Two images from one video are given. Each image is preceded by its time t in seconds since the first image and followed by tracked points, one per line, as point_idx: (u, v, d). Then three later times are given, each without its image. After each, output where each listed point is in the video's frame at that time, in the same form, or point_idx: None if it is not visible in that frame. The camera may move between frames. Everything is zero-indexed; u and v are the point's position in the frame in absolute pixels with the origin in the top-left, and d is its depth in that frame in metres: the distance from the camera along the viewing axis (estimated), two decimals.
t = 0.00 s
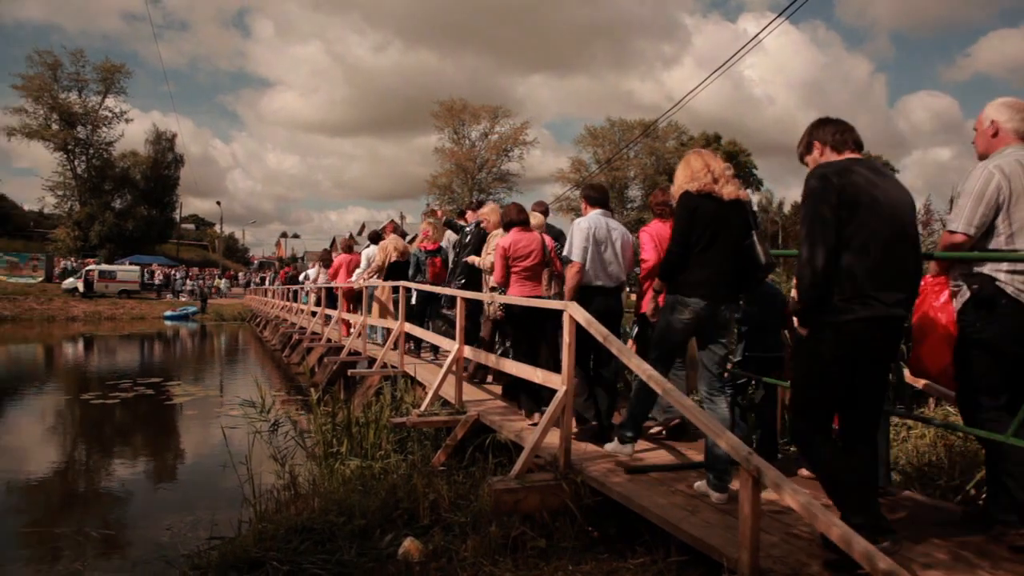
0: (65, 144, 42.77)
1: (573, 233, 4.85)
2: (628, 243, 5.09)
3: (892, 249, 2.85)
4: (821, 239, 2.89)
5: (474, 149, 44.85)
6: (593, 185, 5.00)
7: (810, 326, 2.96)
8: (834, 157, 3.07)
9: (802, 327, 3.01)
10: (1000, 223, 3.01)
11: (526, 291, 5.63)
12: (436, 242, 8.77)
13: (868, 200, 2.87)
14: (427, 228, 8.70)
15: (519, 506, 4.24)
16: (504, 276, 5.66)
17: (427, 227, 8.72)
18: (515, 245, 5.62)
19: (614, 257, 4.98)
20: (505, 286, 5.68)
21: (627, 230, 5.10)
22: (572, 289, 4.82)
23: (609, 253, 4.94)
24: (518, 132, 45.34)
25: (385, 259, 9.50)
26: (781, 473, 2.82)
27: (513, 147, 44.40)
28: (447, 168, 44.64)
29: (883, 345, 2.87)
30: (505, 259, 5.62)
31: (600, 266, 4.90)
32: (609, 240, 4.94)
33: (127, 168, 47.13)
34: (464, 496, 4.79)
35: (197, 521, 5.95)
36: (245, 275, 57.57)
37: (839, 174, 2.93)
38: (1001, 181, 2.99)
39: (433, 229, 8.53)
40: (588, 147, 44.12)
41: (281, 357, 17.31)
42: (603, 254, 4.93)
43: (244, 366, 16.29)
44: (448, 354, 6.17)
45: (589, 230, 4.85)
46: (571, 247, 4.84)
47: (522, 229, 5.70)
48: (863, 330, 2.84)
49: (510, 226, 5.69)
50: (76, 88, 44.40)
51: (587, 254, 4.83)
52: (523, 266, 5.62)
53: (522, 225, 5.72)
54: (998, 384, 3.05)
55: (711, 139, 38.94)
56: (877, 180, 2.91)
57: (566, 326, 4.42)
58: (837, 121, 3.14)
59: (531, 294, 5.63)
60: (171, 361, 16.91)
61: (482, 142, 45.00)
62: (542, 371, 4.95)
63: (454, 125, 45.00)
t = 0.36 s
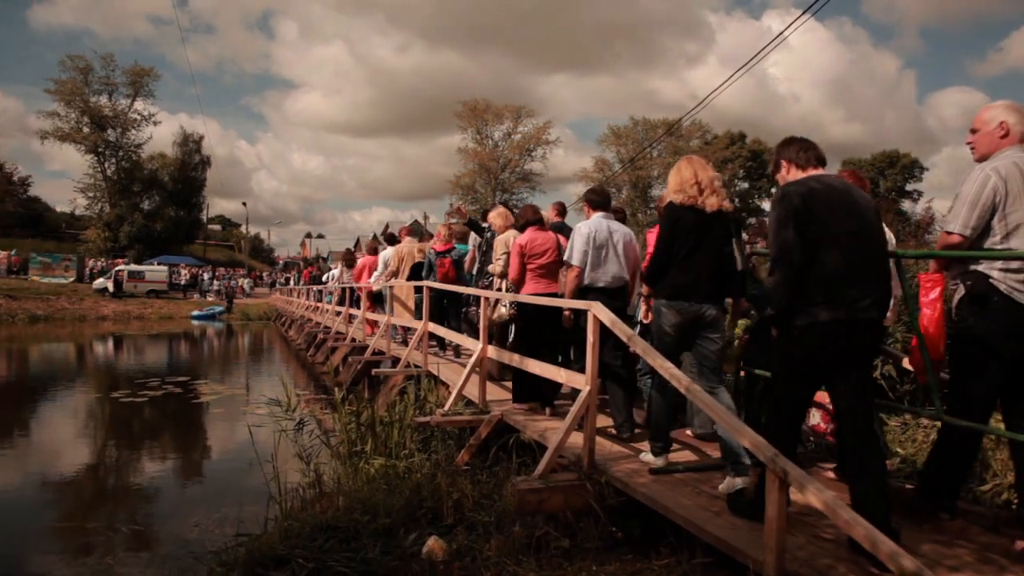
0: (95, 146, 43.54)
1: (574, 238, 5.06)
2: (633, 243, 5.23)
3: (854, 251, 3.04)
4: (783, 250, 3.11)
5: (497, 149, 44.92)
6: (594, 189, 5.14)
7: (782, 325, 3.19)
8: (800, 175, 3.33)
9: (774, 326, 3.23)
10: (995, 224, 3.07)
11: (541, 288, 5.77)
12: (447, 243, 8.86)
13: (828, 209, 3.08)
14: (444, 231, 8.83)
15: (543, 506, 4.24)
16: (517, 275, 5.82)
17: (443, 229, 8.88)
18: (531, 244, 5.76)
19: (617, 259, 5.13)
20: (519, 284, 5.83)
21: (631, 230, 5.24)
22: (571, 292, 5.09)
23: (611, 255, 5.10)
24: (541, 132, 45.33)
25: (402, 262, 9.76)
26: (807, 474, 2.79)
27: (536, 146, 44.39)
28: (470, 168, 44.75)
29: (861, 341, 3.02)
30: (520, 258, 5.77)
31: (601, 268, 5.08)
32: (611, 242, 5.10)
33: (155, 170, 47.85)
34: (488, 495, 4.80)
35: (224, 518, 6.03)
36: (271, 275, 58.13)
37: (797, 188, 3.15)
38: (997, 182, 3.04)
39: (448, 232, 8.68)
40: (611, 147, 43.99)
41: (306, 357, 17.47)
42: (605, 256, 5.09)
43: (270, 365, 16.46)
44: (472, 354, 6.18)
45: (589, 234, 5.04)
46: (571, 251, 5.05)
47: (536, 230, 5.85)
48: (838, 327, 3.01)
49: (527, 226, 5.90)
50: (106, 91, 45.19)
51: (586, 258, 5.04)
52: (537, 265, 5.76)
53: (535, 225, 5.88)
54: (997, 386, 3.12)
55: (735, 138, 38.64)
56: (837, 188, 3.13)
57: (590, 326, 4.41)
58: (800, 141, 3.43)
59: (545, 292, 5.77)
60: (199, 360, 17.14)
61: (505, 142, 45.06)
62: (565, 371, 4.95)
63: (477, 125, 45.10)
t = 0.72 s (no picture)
0: (126, 148, 44.32)
1: (578, 237, 5.30)
2: (639, 241, 5.39)
3: (821, 242, 3.24)
4: (755, 239, 3.35)
5: (521, 149, 44.93)
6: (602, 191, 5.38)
7: (761, 314, 3.41)
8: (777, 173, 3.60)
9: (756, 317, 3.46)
10: (970, 231, 3.14)
11: (549, 288, 5.98)
12: (467, 244, 9.01)
13: (795, 201, 3.28)
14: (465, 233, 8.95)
15: (567, 506, 4.24)
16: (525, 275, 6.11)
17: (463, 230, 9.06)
18: (536, 246, 6.05)
19: (622, 257, 5.30)
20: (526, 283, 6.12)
21: (638, 229, 5.40)
22: (577, 288, 5.38)
23: (617, 254, 5.28)
24: (566, 131, 45.29)
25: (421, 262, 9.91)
26: (836, 476, 2.75)
27: (561, 146, 44.34)
28: (494, 168, 44.79)
29: (828, 327, 3.25)
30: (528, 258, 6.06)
31: (606, 266, 5.27)
32: (616, 241, 5.29)
33: (184, 172, 48.55)
34: (512, 495, 4.81)
35: (251, 516, 6.11)
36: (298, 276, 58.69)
37: (769, 182, 3.41)
38: (971, 190, 3.12)
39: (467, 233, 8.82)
40: (636, 146, 43.79)
41: (333, 357, 17.61)
42: (611, 255, 5.28)
43: (297, 365, 16.61)
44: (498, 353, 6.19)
45: (592, 233, 5.27)
46: (576, 250, 5.31)
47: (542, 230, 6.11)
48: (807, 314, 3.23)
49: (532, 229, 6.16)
50: (137, 95, 45.98)
51: (589, 256, 5.28)
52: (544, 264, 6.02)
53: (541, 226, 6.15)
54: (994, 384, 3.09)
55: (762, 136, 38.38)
56: (808, 181, 3.34)
57: (615, 326, 4.40)
58: (780, 142, 3.72)
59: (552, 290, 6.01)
60: (227, 360, 17.35)
61: (529, 142, 45.07)
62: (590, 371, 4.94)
63: (501, 125, 45.16)
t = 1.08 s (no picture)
0: (150, 150, 44.89)
1: (593, 241, 5.29)
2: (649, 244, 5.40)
3: (807, 253, 3.42)
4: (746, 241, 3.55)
5: (541, 148, 44.90)
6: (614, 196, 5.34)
7: (745, 311, 3.61)
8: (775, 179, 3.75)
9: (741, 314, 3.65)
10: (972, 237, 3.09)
11: (561, 285, 6.06)
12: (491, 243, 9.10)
13: (787, 207, 3.47)
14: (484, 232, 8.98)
15: (588, 507, 4.23)
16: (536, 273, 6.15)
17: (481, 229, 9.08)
18: (545, 246, 6.11)
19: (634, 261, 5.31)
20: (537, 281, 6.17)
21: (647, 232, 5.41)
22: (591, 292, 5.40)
23: (630, 258, 5.29)
24: (586, 131, 45.20)
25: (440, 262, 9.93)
26: (859, 478, 2.72)
27: (580, 145, 44.26)
28: (514, 168, 44.79)
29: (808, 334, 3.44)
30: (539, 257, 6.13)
31: (620, 270, 5.28)
32: (630, 245, 5.29)
33: (207, 173, 49.09)
34: (533, 495, 4.81)
35: (273, 513, 6.17)
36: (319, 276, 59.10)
37: (766, 188, 3.60)
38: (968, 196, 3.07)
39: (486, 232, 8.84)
40: (656, 145, 43.59)
41: (354, 357, 17.72)
42: (626, 259, 5.28)
43: (319, 365, 16.74)
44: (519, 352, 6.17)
45: (607, 238, 5.25)
46: (591, 254, 5.31)
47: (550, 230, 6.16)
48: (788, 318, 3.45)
49: (538, 229, 6.19)
50: (161, 97, 46.57)
51: (603, 260, 5.29)
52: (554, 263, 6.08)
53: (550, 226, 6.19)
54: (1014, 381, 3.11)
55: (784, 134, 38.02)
56: (804, 193, 3.52)
57: (636, 326, 4.37)
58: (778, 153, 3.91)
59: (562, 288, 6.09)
60: (250, 360, 17.52)
61: (549, 142, 45.03)
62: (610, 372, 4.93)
63: (520, 125, 45.17)
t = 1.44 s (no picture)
0: (176, 153, 45.53)
1: (612, 235, 5.27)
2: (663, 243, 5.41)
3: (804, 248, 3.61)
4: (747, 233, 3.68)
5: (563, 148, 44.84)
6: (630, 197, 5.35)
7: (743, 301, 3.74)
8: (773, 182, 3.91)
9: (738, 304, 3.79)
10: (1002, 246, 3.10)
11: (579, 286, 6.07)
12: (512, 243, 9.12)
13: (787, 208, 3.66)
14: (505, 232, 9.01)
15: (611, 507, 4.22)
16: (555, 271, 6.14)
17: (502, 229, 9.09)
18: (565, 246, 6.12)
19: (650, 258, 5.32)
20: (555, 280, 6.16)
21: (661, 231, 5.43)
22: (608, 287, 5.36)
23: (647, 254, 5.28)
24: (608, 130, 45.07)
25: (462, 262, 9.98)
26: (887, 480, 2.68)
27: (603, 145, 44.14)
28: (536, 168, 44.76)
29: (806, 326, 3.60)
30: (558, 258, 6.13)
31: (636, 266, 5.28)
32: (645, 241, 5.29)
33: (232, 175, 49.66)
34: (555, 495, 4.81)
35: (298, 511, 6.23)
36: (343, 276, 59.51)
37: (765, 189, 3.78)
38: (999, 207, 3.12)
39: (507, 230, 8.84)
40: (679, 144, 43.32)
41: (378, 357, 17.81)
42: (642, 255, 5.28)
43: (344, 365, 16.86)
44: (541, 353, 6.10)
45: (626, 233, 5.23)
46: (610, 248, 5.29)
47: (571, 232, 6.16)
48: (785, 309, 3.62)
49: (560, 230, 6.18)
50: (187, 100, 47.22)
51: (620, 255, 5.27)
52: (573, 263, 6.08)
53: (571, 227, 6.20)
54: None
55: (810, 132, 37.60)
56: (801, 195, 3.72)
57: (659, 325, 4.34)
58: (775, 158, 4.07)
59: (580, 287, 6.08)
60: (275, 360, 17.68)
61: (571, 142, 44.96)
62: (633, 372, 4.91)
63: (542, 125, 45.15)
